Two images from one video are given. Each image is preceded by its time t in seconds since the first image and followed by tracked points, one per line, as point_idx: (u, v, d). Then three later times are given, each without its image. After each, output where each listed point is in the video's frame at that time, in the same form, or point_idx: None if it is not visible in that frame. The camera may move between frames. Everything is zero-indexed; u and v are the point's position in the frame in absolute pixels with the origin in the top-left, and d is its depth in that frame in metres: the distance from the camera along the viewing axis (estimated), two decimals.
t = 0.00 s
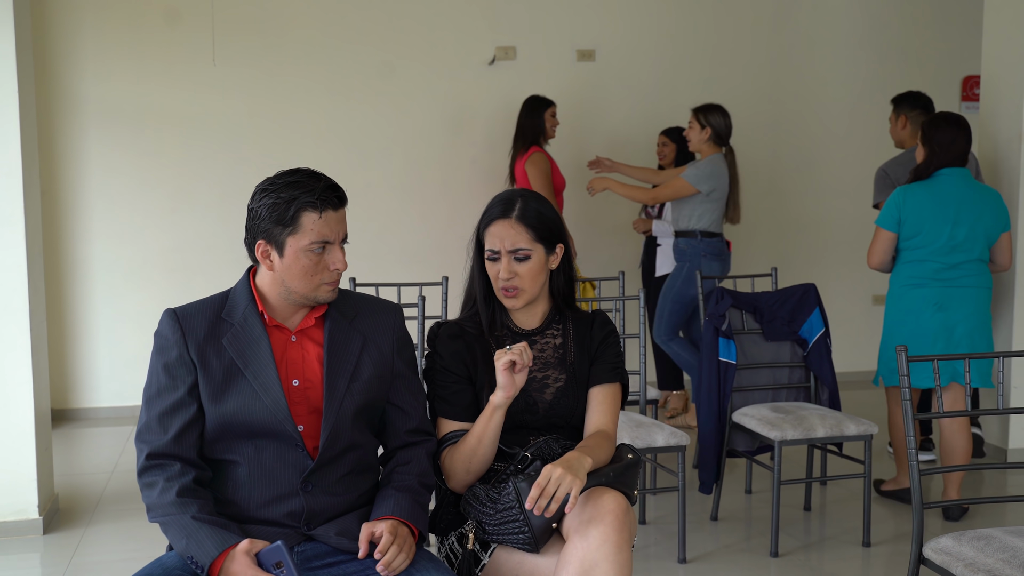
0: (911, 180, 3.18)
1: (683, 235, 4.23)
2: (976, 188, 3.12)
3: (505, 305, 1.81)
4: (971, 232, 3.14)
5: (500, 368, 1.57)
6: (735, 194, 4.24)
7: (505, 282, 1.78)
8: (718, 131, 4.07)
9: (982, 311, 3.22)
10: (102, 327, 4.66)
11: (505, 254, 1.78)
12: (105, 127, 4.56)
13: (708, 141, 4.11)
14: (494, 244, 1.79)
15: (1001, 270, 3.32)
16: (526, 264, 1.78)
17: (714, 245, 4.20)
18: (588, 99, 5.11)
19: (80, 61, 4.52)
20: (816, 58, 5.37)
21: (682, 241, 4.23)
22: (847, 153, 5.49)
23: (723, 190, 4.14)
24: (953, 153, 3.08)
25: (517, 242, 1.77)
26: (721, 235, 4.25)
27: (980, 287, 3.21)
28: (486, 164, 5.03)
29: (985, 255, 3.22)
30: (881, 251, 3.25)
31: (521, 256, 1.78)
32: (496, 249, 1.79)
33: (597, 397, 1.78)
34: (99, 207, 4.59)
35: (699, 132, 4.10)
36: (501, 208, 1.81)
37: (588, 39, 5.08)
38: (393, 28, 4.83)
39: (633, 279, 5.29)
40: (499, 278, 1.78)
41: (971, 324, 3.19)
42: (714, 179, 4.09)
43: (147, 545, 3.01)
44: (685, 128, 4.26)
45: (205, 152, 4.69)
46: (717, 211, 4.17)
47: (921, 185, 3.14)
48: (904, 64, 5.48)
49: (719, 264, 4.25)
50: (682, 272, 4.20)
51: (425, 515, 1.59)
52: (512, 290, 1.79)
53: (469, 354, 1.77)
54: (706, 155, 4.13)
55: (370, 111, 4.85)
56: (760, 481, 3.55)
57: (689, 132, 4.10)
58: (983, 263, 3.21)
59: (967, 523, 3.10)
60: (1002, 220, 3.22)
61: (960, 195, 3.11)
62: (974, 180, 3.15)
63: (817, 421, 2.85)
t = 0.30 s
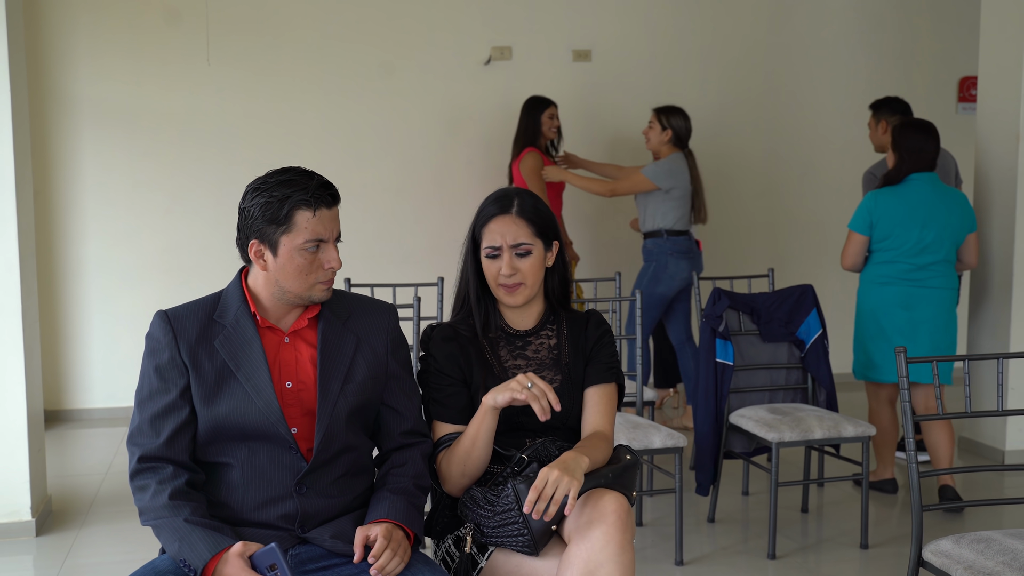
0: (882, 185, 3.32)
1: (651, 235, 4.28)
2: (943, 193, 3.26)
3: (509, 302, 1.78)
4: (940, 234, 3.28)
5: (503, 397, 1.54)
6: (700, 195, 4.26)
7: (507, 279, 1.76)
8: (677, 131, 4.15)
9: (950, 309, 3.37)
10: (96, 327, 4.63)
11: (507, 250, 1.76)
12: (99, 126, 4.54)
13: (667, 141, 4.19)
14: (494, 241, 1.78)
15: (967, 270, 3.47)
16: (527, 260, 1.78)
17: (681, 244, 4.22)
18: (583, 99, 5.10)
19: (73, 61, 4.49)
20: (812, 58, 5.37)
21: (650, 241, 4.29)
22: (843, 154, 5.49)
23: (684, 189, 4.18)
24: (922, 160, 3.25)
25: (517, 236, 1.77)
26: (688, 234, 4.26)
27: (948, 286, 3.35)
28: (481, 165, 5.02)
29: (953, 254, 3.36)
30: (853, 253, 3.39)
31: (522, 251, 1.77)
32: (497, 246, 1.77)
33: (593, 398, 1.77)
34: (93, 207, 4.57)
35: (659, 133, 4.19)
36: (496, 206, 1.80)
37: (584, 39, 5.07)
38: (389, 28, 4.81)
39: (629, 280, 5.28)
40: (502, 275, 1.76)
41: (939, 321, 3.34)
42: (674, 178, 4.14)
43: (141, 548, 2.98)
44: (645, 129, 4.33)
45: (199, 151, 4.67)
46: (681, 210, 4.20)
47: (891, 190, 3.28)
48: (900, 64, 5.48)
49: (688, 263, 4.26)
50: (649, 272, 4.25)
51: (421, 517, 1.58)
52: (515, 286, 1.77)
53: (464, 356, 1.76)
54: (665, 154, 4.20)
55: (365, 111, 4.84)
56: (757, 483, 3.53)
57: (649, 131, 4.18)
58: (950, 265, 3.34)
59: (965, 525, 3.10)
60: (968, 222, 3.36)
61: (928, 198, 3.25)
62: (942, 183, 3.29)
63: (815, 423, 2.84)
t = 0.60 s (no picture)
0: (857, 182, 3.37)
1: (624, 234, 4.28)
2: (914, 191, 3.32)
3: (525, 297, 1.76)
4: (914, 230, 3.33)
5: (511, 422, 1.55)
6: (660, 188, 4.27)
7: (523, 274, 1.75)
8: (637, 131, 4.27)
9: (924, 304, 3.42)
10: (94, 327, 4.62)
11: (524, 244, 1.76)
12: (97, 125, 4.52)
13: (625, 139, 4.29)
14: (511, 235, 1.77)
15: (940, 266, 3.52)
16: (541, 255, 1.78)
17: (652, 239, 4.25)
18: (582, 99, 5.10)
19: (71, 60, 4.48)
20: (811, 59, 5.37)
21: (621, 240, 4.32)
22: (842, 155, 5.48)
23: (640, 180, 4.20)
24: (893, 158, 3.30)
25: (536, 229, 1.77)
26: (660, 230, 4.27)
27: (923, 282, 3.40)
28: (481, 165, 5.01)
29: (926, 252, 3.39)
30: (830, 249, 3.42)
31: (538, 246, 1.77)
32: (513, 240, 1.76)
33: (594, 401, 1.77)
34: (91, 207, 4.55)
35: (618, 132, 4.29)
36: (503, 205, 1.79)
37: (583, 39, 5.06)
38: (388, 28, 4.80)
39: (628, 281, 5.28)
40: (518, 269, 1.75)
41: (913, 317, 3.39)
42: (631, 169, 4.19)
43: (139, 549, 2.97)
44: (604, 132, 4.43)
45: (198, 151, 4.65)
46: (643, 203, 4.21)
47: (866, 189, 3.33)
48: (899, 65, 5.47)
49: (662, 257, 4.29)
50: (624, 271, 4.30)
51: (422, 521, 1.57)
52: (531, 282, 1.76)
53: (468, 358, 1.75)
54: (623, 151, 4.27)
55: (364, 111, 4.83)
56: (757, 484, 3.53)
57: (609, 129, 4.29)
58: (924, 261, 3.39)
59: (965, 528, 3.09)
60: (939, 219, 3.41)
61: (901, 195, 3.30)
62: (913, 182, 3.34)
63: (815, 425, 2.84)
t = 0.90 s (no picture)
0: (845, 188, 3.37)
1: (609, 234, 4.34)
2: (899, 197, 3.36)
3: (527, 299, 1.76)
4: (900, 234, 3.37)
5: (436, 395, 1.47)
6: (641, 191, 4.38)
7: (525, 278, 1.74)
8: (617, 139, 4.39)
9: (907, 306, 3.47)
10: (92, 329, 4.61)
11: (529, 247, 1.75)
12: (95, 127, 4.51)
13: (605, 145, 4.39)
14: (517, 236, 1.75)
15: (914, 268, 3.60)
16: (543, 259, 1.77)
17: (638, 238, 4.28)
18: (581, 101, 5.09)
19: (69, 61, 4.46)
20: (810, 60, 5.37)
21: (607, 242, 4.35)
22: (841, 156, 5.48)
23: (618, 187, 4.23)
24: (879, 164, 3.31)
25: (542, 234, 1.76)
26: (645, 229, 4.33)
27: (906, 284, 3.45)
28: (479, 166, 5.00)
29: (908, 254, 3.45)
30: (820, 253, 3.42)
31: (541, 250, 1.76)
32: (517, 243, 1.75)
33: (592, 393, 1.76)
34: (88, 208, 4.54)
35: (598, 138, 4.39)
36: (503, 206, 1.78)
37: (581, 40, 5.06)
38: (386, 29, 4.80)
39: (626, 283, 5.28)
40: (521, 273, 1.74)
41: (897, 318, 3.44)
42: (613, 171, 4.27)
43: (136, 553, 2.96)
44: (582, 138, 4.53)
45: (196, 152, 4.64)
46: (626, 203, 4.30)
47: (856, 194, 3.33)
48: (897, 66, 5.47)
49: (649, 256, 4.31)
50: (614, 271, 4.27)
51: (421, 527, 1.57)
52: (531, 285, 1.75)
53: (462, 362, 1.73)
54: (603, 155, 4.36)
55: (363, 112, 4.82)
56: (756, 487, 3.53)
57: (590, 134, 4.39)
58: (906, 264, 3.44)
59: (963, 530, 3.09)
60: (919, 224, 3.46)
61: (888, 200, 3.33)
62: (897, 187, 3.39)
63: (814, 428, 2.83)
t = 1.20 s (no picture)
0: (833, 186, 3.52)
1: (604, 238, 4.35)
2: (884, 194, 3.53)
3: (519, 309, 1.76)
4: (886, 229, 3.56)
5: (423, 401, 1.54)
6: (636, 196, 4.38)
7: (518, 290, 1.74)
8: (614, 147, 4.36)
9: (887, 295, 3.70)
10: (90, 329, 4.60)
11: (522, 261, 1.73)
12: (93, 127, 4.51)
13: (602, 149, 4.36)
14: (508, 251, 1.73)
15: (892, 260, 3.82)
16: (538, 270, 1.76)
17: (634, 241, 4.33)
18: (580, 101, 5.10)
19: (68, 61, 4.46)
20: (808, 61, 5.37)
21: (604, 244, 4.38)
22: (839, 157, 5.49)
23: (609, 191, 4.23)
24: (867, 163, 3.45)
25: (534, 248, 1.74)
26: (642, 233, 4.37)
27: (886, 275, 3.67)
28: (478, 167, 5.01)
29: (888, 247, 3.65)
30: (811, 248, 3.56)
31: (535, 263, 1.74)
32: (509, 256, 1.73)
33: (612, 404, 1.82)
34: (87, 209, 4.54)
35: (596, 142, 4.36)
36: (496, 211, 1.76)
37: (580, 41, 5.06)
38: (385, 29, 4.80)
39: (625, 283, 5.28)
40: (514, 286, 1.73)
41: (881, 307, 3.66)
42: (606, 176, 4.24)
43: (135, 553, 2.96)
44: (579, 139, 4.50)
45: (195, 153, 4.64)
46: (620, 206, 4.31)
47: (845, 191, 3.48)
48: (896, 67, 5.48)
49: (645, 258, 4.36)
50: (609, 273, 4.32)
51: (419, 528, 1.57)
52: (524, 296, 1.75)
53: (458, 366, 1.74)
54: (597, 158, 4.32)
55: (362, 112, 4.82)
56: (754, 488, 3.53)
57: (588, 137, 4.35)
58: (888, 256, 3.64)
59: (962, 532, 3.10)
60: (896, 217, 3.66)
61: (875, 197, 3.49)
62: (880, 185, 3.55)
63: (812, 428, 2.84)
